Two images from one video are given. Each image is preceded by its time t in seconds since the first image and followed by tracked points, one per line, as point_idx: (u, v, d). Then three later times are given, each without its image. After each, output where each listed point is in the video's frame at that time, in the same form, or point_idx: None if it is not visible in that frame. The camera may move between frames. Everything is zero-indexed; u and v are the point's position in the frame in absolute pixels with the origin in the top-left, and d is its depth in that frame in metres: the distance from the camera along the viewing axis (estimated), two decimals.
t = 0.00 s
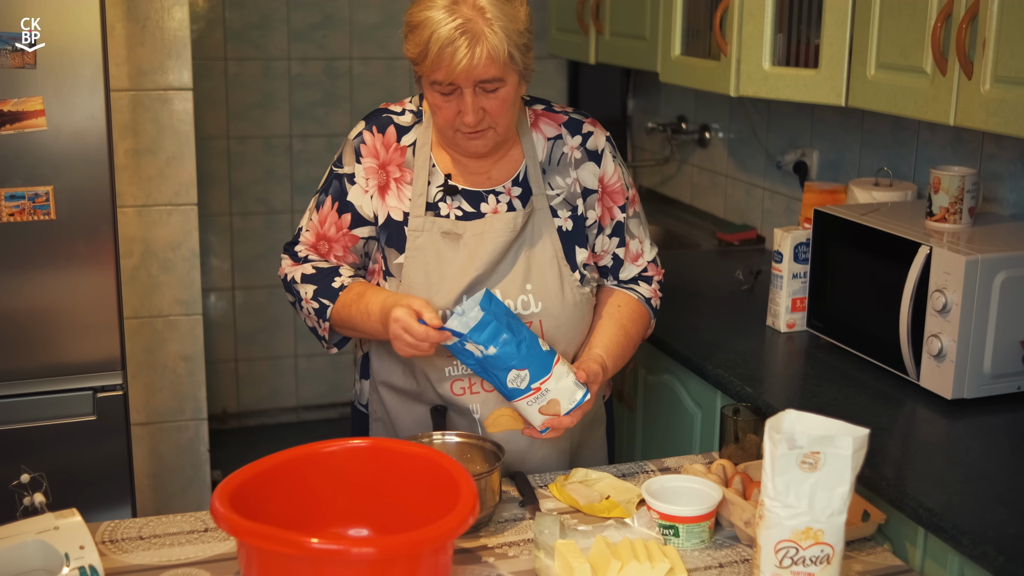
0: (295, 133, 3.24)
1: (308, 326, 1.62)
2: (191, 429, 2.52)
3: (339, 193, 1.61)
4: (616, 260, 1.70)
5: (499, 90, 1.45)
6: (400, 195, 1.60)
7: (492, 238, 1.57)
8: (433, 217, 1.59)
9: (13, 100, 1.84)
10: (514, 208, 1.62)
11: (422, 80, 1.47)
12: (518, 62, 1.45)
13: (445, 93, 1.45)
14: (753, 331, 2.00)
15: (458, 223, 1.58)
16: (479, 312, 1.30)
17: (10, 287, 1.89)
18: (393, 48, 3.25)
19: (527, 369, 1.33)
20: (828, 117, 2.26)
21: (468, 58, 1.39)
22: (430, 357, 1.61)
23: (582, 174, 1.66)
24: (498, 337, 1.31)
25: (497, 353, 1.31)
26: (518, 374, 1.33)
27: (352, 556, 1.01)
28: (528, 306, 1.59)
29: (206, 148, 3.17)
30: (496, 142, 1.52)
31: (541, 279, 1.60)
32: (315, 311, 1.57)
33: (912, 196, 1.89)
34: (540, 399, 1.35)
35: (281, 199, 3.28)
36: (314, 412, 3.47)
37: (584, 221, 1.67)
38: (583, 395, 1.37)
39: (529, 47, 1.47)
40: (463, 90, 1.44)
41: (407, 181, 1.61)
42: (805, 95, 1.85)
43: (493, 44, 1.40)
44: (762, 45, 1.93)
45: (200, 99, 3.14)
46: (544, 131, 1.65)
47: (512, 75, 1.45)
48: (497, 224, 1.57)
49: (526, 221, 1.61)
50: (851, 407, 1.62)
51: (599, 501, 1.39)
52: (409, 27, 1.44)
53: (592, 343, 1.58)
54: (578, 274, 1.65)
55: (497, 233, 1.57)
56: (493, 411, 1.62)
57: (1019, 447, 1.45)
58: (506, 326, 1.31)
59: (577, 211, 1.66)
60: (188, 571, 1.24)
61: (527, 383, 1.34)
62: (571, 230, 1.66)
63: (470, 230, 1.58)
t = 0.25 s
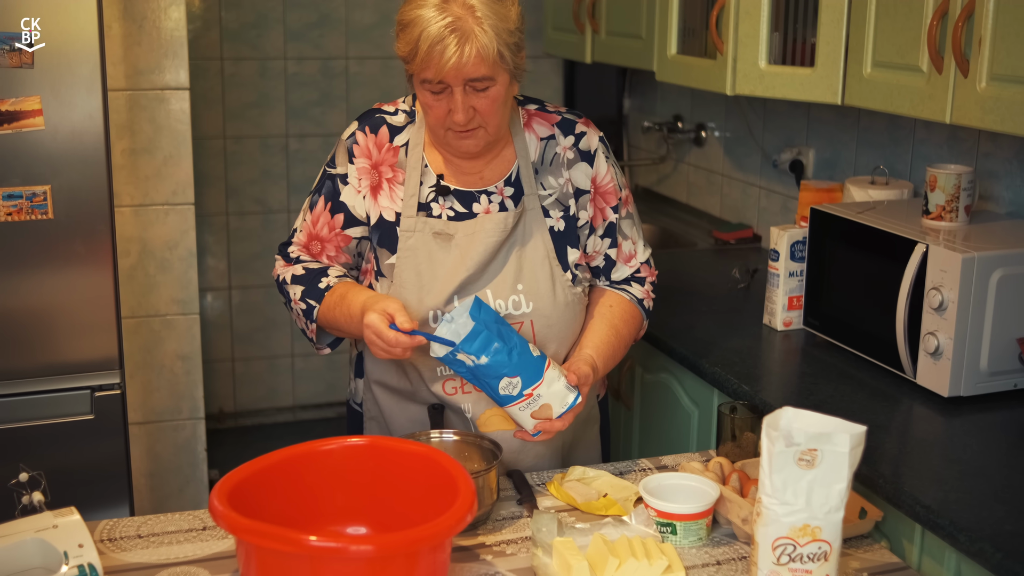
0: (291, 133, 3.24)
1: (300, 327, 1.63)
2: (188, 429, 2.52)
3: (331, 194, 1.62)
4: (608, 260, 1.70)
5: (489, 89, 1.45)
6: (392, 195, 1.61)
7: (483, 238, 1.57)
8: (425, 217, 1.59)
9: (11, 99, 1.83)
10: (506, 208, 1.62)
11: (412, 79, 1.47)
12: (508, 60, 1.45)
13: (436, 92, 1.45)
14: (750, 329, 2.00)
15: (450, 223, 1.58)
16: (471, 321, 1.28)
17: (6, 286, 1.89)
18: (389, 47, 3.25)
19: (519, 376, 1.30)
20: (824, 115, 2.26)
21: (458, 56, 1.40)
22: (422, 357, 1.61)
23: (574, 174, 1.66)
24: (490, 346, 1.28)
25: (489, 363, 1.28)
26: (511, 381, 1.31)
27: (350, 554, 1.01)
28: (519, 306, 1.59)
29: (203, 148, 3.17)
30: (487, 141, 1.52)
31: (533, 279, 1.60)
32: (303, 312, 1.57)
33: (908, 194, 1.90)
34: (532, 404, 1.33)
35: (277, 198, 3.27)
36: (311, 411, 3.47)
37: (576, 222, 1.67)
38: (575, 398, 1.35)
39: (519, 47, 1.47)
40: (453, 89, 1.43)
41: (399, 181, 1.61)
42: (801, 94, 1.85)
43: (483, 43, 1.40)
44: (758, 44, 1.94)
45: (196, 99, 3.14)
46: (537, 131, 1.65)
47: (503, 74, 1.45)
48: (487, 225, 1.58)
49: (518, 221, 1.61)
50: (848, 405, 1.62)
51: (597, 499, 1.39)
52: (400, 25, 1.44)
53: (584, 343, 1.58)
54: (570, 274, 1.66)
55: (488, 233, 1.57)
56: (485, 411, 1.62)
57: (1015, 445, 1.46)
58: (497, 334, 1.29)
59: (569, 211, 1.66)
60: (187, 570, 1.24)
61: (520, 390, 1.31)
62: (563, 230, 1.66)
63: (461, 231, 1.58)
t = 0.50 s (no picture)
0: (289, 133, 3.24)
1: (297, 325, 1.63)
2: (187, 428, 2.52)
3: (329, 193, 1.63)
4: (605, 259, 1.70)
5: (485, 87, 1.45)
6: (390, 195, 1.61)
7: (480, 237, 1.57)
8: (422, 216, 1.59)
9: (9, 99, 1.83)
10: (503, 207, 1.62)
11: (409, 76, 1.47)
12: (505, 59, 1.45)
13: (432, 89, 1.45)
14: (748, 328, 2.00)
15: (447, 222, 1.58)
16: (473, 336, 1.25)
17: (5, 285, 1.89)
18: (387, 47, 3.25)
19: (523, 384, 1.29)
20: (822, 114, 2.26)
21: (455, 53, 1.40)
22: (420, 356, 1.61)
23: (571, 173, 1.67)
24: (495, 357, 1.26)
25: (494, 373, 1.26)
26: (515, 389, 1.29)
27: (349, 551, 1.01)
28: (516, 304, 1.60)
29: (201, 148, 3.17)
30: (483, 139, 1.52)
31: (529, 277, 1.61)
32: (297, 308, 1.57)
33: (905, 192, 1.90)
34: (536, 409, 1.32)
35: (276, 198, 3.27)
36: (310, 411, 3.47)
37: (573, 221, 1.67)
38: (577, 399, 1.36)
39: (517, 46, 1.47)
40: (449, 86, 1.44)
41: (397, 180, 1.61)
42: (799, 93, 1.86)
43: (480, 41, 1.40)
44: (756, 43, 1.94)
45: (194, 99, 3.14)
46: (533, 130, 1.65)
47: (500, 73, 1.45)
48: (484, 224, 1.57)
49: (515, 220, 1.61)
50: (845, 403, 1.62)
51: (595, 497, 1.39)
52: (398, 22, 1.45)
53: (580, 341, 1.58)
54: (567, 273, 1.66)
55: (485, 232, 1.57)
56: (483, 410, 1.62)
57: (1012, 442, 1.46)
58: (500, 344, 1.26)
59: (566, 210, 1.66)
60: (186, 568, 1.25)
61: (524, 397, 1.30)
62: (560, 229, 1.66)
63: (458, 230, 1.58)
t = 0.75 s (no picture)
0: (287, 132, 3.24)
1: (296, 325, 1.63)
2: (185, 427, 2.52)
3: (330, 193, 1.62)
4: (609, 256, 1.70)
5: (489, 88, 1.45)
6: (393, 194, 1.60)
7: (485, 236, 1.58)
8: (426, 216, 1.59)
9: (7, 99, 1.83)
10: (506, 207, 1.62)
11: (414, 74, 1.47)
12: (510, 60, 1.45)
13: (436, 87, 1.45)
14: (745, 326, 2.00)
15: (452, 222, 1.59)
16: (501, 359, 1.22)
17: (3, 285, 1.89)
18: (385, 46, 3.25)
19: (551, 396, 1.28)
20: (819, 113, 2.26)
21: (460, 52, 1.40)
22: (425, 356, 1.60)
23: (573, 173, 1.66)
24: (523, 376, 1.24)
25: (524, 392, 1.25)
26: (543, 403, 1.28)
27: (347, 550, 1.01)
28: (521, 304, 1.60)
29: (199, 148, 3.17)
30: (484, 139, 1.52)
31: (534, 276, 1.61)
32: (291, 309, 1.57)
33: (902, 191, 1.90)
34: (562, 418, 1.32)
35: (274, 198, 3.27)
36: (308, 410, 3.47)
37: (577, 220, 1.67)
38: (598, 403, 1.35)
39: (522, 47, 1.47)
40: (454, 85, 1.44)
41: (399, 180, 1.60)
42: (796, 92, 1.86)
43: (486, 41, 1.40)
44: (753, 42, 1.94)
45: (192, 99, 3.14)
46: (536, 129, 1.65)
47: (504, 73, 1.45)
48: (489, 223, 1.58)
49: (519, 220, 1.62)
50: (843, 401, 1.63)
51: (593, 496, 1.39)
52: (405, 19, 1.45)
53: (590, 341, 1.58)
54: (570, 271, 1.66)
55: (490, 232, 1.58)
56: (488, 407, 1.63)
57: (1010, 440, 1.46)
58: (528, 361, 1.24)
59: (569, 209, 1.66)
60: (183, 567, 1.25)
61: (551, 409, 1.29)
62: (564, 228, 1.66)
63: (463, 229, 1.58)
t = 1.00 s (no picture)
0: (285, 131, 3.24)
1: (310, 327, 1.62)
2: (184, 425, 2.52)
3: (341, 191, 1.60)
4: (615, 251, 1.71)
5: (497, 86, 1.45)
6: (402, 190, 1.59)
7: (492, 233, 1.58)
8: (434, 212, 1.59)
9: (6, 96, 1.83)
10: (513, 203, 1.62)
11: (423, 70, 1.47)
12: (519, 59, 1.45)
13: (445, 84, 1.45)
14: (743, 324, 2.01)
15: (459, 218, 1.58)
16: (524, 338, 1.27)
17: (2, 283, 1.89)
18: (383, 45, 3.26)
19: (570, 380, 1.31)
20: (817, 111, 2.27)
21: (470, 51, 1.40)
22: (432, 350, 1.60)
23: (579, 169, 1.67)
24: (545, 356, 1.28)
25: (545, 372, 1.29)
26: (562, 387, 1.31)
27: (345, 546, 1.02)
28: (529, 298, 1.61)
29: (197, 147, 3.17)
30: (490, 137, 1.52)
31: (541, 271, 1.62)
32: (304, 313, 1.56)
33: (900, 189, 1.91)
34: (577, 405, 1.35)
35: (272, 196, 3.27)
36: (306, 409, 3.47)
37: (583, 215, 1.68)
38: (613, 393, 1.38)
39: (531, 47, 1.48)
40: (463, 82, 1.44)
41: (409, 177, 1.59)
42: (794, 89, 1.86)
43: (496, 40, 1.41)
44: (751, 40, 1.94)
45: (190, 97, 3.14)
46: (542, 126, 1.65)
47: (512, 72, 1.46)
48: (496, 219, 1.58)
49: (526, 216, 1.62)
50: (840, 398, 1.63)
51: (590, 493, 1.40)
52: (415, 16, 1.45)
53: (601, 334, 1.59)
54: (576, 266, 1.67)
55: (497, 228, 1.58)
56: (495, 401, 1.63)
57: (1007, 437, 1.47)
58: (549, 343, 1.29)
59: (575, 205, 1.67)
60: (182, 563, 1.25)
61: (569, 393, 1.32)
62: (569, 223, 1.67)
63: (470, 225, 1.58)
